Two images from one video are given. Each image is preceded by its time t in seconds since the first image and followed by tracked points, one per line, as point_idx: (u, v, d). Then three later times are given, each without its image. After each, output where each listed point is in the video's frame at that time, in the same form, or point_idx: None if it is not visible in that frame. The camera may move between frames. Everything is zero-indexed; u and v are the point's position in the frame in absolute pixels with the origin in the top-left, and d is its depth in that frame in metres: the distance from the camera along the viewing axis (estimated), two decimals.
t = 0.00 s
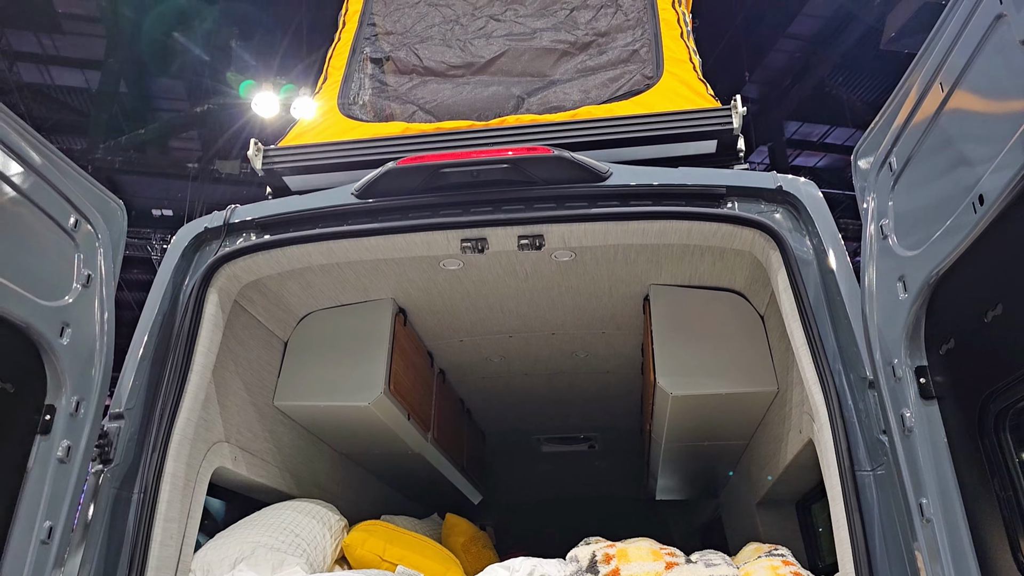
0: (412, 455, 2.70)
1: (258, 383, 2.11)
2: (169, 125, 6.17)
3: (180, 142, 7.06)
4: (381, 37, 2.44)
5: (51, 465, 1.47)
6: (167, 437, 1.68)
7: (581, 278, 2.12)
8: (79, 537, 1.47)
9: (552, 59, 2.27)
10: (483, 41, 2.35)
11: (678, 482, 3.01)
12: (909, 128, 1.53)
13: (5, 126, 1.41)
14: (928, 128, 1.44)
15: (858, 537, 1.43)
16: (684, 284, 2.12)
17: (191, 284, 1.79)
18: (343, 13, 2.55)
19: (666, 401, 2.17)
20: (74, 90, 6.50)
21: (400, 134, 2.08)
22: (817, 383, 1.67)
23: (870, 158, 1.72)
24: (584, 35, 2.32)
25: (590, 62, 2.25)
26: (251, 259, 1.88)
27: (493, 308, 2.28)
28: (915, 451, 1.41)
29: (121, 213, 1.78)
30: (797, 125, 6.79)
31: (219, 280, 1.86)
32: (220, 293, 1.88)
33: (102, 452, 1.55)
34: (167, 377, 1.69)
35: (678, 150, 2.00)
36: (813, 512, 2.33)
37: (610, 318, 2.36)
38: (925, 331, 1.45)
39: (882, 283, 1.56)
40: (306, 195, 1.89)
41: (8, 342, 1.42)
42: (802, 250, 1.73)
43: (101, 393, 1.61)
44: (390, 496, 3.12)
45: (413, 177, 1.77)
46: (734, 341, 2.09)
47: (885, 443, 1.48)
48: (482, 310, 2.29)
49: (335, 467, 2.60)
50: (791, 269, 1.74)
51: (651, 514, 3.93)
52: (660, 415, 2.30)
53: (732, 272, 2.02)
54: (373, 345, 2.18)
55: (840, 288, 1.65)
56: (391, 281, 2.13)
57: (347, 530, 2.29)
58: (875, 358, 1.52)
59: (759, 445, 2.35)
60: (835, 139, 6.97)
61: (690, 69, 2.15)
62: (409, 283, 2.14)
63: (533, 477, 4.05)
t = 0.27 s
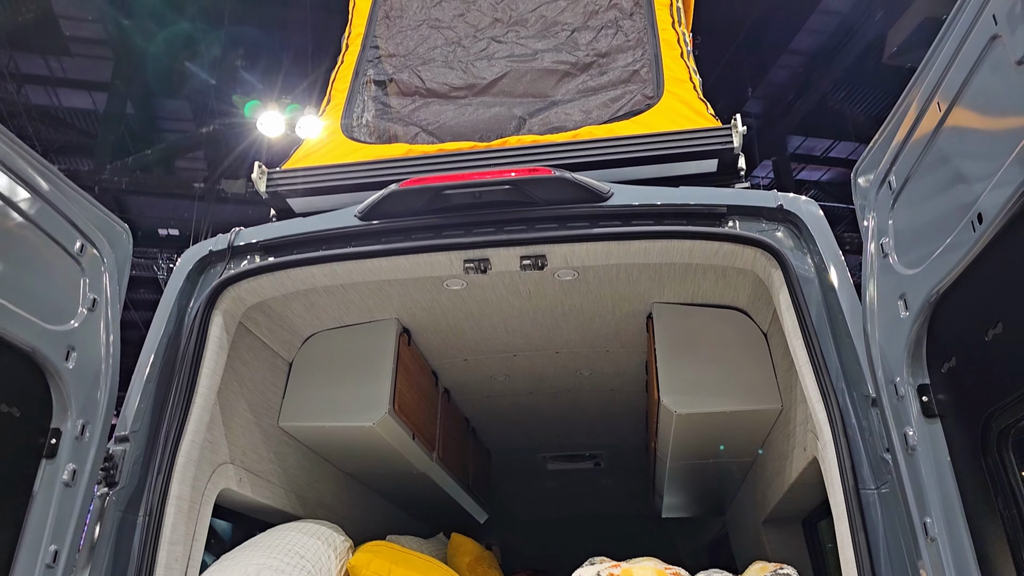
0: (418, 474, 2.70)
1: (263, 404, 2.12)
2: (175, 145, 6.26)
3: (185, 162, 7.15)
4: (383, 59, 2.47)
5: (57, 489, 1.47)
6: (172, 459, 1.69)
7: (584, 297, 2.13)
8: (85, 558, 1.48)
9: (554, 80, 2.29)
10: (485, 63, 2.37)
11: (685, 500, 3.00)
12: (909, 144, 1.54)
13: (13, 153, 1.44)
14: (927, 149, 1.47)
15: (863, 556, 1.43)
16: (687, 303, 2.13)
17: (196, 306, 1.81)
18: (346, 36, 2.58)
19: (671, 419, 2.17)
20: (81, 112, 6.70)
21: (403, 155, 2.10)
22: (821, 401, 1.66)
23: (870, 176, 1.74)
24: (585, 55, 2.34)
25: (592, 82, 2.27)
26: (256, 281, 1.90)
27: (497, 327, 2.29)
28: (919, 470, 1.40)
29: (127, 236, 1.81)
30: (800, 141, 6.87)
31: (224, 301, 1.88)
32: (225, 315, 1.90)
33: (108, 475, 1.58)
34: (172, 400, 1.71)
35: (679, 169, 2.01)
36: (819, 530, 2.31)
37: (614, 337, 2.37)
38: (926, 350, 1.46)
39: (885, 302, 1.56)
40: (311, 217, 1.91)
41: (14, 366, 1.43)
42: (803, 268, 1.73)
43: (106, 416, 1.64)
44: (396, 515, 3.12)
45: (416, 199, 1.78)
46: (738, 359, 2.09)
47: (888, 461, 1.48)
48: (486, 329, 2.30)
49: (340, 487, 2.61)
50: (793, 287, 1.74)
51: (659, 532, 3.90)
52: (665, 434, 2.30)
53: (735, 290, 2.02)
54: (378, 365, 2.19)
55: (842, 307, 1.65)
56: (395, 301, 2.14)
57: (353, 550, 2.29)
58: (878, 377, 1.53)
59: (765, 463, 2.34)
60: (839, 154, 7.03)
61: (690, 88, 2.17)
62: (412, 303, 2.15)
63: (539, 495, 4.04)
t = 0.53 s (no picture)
0: (423, 492, 2.70)
1: (268, 423, 2.14)
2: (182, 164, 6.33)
3: (193, 180, 7.24)
4: (387, 80, 2.51)
5: (63, 511, 1.49)
6: (178, 480, 1.71)
7: (587, 314, 2.14)
8: None
9: (555, 99, 2.32)
10: (486, 83, 2.40)
11: (691, 516, 2.99)
12: (908, 159, 1.55)
13: (20, 178, 1.48)
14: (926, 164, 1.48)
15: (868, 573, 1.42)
16: (689, 319, 2.13)
17: (202, 327, 1.83)
18: (350, 57, 2.64)
19: (675, 435, 2.17)
20: (89, 130, 6.86)
21: (406, 176, 2.13)
22: (824, 418, 1.66)
23: (870, 192, 1.74)
24: (586, 74, 2.37)
25: (593, 101, 2.29)
26: (260, 301, 1.92)
27: (500, 344, 2.30)
28: (922, 487, 1.40)
29: (132, 258, 1.85)
30: (805, 151, 6.94)
31: (230, 322, 1.90)
32: (230, 335, 1.92)
33: (114, 496, 1.60)
34: (177, 421, 1.72)
35: (679, 187, 2.03)
36: (826, 547, 2.30)
37: (618, 353, 2.37)
38: (927, 367, 1.47)
39: (885, 317, 1.58)
40: (315, 238, 1.94)
41: (20, 390, 1.45)
42: (804, 284, 1.74)
43: (113, 435, 1.65)
44: (401, 533, 3.12)
45: (419, 219, 1.80)
46: (741, 374, 2.09)
47: (893, 477, 1.47)
48: (489, 346, 2.31)
49: (345, 505, 2.61)
50: (794, 303, 1.74)
51: (666, 549, 3.88)
52: (669, 450, 2.29)
53: (737, 306, 2.03)
54: (383, 383, 2.21)
55: (844, 323, 1.65)
56: (399, 320, 2.16)
57: (358, 569, 2.30)
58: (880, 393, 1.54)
59: (770, 479, 2.33)
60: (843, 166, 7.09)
61: (690, 106, 2.19)
62: (416, 321, 2.16)
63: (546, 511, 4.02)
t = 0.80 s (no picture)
0: (428, 506, 2.70)
1: (273, 438, 2.14)
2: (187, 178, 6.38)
3: (198, 194, 7.29)
4: (389, 95, 2.53)
5: (69, 528, 1.49)
6: (183, 497, 1.71)
7: (590, 327, 2.14)
8: None
9: (557, 113, 2.33)
10: (489, 97, 2.42)
11: (698, 528, 2.97)
12: (911, 170, 1.56)
13: (26, 198, 1.49)
14: (930, 176, 1.48)
15: None
16: (692, 331, 2.13)
17: (206, 343, 1.84)
18: (353, 73, 2.67)
19: (679, 448, 2.16)
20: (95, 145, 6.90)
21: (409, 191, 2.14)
22: (829, 431, 1.66)
23: (873, 204, 1.75)
24: (587, 88, 2.38)
25: (595, 114, 2.31)
26: (264, 317, 1.93)
27: (504, 358, 2.30)
28: (928, 499, 1.39)
29: (138, 276, 1.86)
30: (808, 161, 6.94)
31: (234, 338, 1.92)
32: (234, 351, 1.93)
33: (119, 513, 1.61)
34: (182, 437, 1.73)
35: (681, 200, 2.04)
36: (833, 559, 2.29)
37: (622, 365, 2.37)
38: (931, 379, 1.46)
39: (888, 328, 1.58)
40: (319, 253, 1.95)
41: (27, 408, 1.47)
42: (807, 296, 1.74)
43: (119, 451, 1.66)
44: (406, 547, 3.11)
45: (422, 235, 1.81)
46: (746, 386, 2.09)
47: (898, 489, 1.46)
48: (493, 360, 2.31)
49: (350, 519, 2.61)
50: (797, 316, 1.75)
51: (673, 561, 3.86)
52: (674, 462, 2.29)
53: (741, 318, 2.03)
54: (387, 397, 2.21)
55: (847, 335, 1.65)
56: (403, 334, 2.16)
57: None
58: (884, 406, 1.53)
59: (776, 491, 2.32)
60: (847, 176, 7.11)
61: (691, 119, 2.20)
62: (420, 336, 2.17)
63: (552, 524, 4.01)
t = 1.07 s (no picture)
0: (431, 524, 2.69)
1: (276, 457, 2.15)
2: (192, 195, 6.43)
3: (203, 211, 7.35)
4: (392, 114, 2.56)
5: (72, 548, 1.49)
6: (186, 517, 1.72)
7: (592, 344, 2.14)
8: None
9: (558, 131, 2.35)
10: (490, 116, 2.44)
11: (703, 545, 2.95)
12: (911, 186, 1.56)
13: (31, 221, 1.51)
14: (928, 193, 1.49)
15: None
16: (694, 348, 2.14)
17: (209, 363, 1.85)
18: (355, 93, 2.71)
19: (682, 465, 2.16)
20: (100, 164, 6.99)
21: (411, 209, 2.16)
22: (831, 447, 1.65)
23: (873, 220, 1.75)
24: (588, 106, 2.40)
25: (595, 132, 2.32)
26: (267, 336, 1.94)
27: (506, 375, 2.31)
28: (930, 516, 1.40)
29: (140, 295, 1.88)
30: (811, 174, 6.96)
31: (237, 358, 1.93)
32: (237, 370, 1.94)
33: (123, 533, 1.61)
34: (185, 457, 1.74)
35: (682, 217, 2.05)
36: None
37: (624, 382, 2.37)
38: (933, 396, 1.46)
39: (888, 344, 1.58)
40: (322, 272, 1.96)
41: (30, 430, 1.48)
42: (808, 313, 1.74)
43: (122, 470, 1.67)
44: (410, 565, 3.10)
45: (424, 254, 1.82)
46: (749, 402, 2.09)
47: (901, 507, 1.46)
48: (495, 377, 2.32)
49: (353, 538, 2.61)
50: (799, 333, 1.75)
51: None
52: (678, 479, 2.28)
53: (743, 335, 2.03)
54: (390, 415, 2.21)
55: (849, 352, 1.66)
56: (405, 352, 2.17)
57: None
58: (886, 423, 1.54)
59: (781, 508, 2.31)
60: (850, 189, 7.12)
61: (692, 136, 2.22)
62: (423, 354, 2.17)
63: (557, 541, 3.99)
